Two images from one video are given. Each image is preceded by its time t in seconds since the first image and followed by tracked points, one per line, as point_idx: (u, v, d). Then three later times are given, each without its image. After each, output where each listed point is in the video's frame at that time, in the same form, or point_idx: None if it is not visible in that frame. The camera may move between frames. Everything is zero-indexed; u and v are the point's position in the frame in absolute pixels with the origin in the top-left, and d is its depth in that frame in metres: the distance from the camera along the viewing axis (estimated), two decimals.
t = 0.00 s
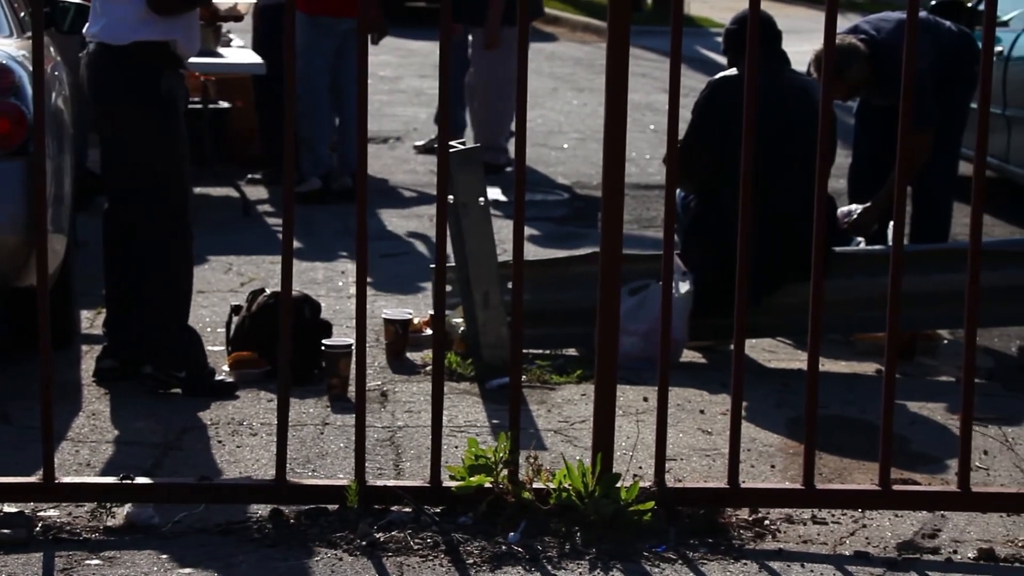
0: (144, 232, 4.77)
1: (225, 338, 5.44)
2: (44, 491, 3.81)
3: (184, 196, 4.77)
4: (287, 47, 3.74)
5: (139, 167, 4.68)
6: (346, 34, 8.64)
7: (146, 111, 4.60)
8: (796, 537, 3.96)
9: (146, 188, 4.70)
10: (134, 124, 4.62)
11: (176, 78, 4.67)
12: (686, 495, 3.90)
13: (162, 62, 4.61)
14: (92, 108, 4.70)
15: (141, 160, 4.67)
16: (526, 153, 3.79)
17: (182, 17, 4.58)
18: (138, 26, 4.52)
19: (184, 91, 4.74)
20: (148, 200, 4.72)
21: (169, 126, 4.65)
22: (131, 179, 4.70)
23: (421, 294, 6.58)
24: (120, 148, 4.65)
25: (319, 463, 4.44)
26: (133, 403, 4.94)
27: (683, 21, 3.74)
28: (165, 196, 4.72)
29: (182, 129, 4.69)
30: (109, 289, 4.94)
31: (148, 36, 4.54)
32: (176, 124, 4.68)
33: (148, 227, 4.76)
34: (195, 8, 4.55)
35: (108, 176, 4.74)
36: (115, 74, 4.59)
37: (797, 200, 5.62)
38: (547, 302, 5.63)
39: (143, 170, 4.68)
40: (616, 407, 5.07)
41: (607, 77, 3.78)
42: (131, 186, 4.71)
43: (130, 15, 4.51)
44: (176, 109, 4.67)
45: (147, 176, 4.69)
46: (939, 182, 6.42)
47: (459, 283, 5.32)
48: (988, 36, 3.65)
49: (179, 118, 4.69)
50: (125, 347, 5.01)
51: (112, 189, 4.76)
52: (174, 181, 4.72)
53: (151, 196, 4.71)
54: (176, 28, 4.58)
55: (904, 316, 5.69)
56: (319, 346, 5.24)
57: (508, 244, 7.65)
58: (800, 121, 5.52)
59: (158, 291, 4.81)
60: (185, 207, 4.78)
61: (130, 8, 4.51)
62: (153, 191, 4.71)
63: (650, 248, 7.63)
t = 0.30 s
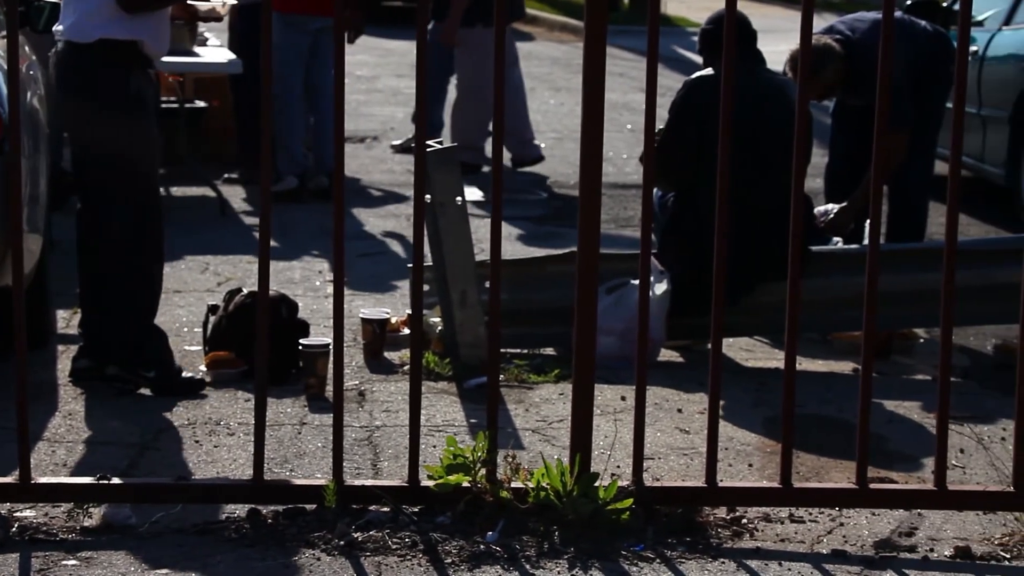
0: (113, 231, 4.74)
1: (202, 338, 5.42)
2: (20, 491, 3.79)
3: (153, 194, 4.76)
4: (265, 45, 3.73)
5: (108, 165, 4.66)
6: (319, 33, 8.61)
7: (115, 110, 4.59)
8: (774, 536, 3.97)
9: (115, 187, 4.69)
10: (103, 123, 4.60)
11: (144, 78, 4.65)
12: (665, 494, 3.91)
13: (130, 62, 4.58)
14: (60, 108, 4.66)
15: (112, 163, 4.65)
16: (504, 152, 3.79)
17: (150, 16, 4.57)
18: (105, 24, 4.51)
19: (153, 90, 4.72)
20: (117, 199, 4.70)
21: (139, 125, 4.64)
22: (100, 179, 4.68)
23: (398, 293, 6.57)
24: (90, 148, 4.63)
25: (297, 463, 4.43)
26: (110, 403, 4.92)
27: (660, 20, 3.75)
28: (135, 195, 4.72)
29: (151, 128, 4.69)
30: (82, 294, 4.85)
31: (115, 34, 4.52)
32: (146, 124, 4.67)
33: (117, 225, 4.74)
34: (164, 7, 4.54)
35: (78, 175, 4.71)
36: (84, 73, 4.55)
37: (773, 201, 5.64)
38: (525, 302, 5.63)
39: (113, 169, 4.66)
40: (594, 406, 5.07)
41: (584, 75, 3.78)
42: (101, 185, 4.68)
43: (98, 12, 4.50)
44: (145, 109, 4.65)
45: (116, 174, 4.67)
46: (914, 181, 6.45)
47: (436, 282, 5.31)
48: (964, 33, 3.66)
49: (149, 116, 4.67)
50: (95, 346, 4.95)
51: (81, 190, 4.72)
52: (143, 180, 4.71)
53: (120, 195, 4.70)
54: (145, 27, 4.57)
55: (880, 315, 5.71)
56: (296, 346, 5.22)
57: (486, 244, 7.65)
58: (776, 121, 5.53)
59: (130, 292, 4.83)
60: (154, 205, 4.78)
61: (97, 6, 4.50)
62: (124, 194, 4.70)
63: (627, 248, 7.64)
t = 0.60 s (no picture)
0: (88, 233, 4.69)
1: (187, 339, 5.42)
2: (3, 492, 3.79)
3: (134, 197, 4.74)
4: (250, 46, 3.73)
5: (87, 167, 4.63)
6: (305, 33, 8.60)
7: (96, 110, 4.57)
8: (758, 535, 3.98)
9: (94, 189, 4.65)
10: (84, 123, 4.58)
11: (128, 80, 4.64)
12: (650, 494, 3.92)
13: (113, 63, 4.57)
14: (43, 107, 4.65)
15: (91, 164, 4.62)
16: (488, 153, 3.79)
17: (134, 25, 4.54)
18: (88, 29, 4.48)
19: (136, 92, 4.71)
20: (95, 201, 4.67)
21: (120, 126, 4.62)
22: (80, 180, 4.65)
23: (383, 292, 6.57)
24: (71, 148, 4.61)
25: (282, 463, 4.43)
26: (94, 404, 4.91)
27: (645, 21, 3.75)
28: (113, 197, 4.68)
29: (132, 129, 4.67)
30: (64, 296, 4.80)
31: (98, 39, 4.49)
32: (127, 125, 4.65)
33: (93, 228, 4.69)
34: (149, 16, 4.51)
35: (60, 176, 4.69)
36: (68, 74, 4.55)
37: (758, 201, 5.65)
38: (510, 302, 5.63)
39: (92, 170, 4.63)
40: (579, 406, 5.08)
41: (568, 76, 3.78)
42: (81, 186, 4.66)
43: (82, 18, 4.47)
44: (127, 110, 4.64)
45: (95, 175, 4.64)
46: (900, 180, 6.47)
47: (421, 282, 5.31)
48: (946, 32, 3.67)
49: (130, 117, 4.66)
50: (74, 355, 4.87)
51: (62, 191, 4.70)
52: (123, 182, 4.68)
53: (98, 197, 4.67)
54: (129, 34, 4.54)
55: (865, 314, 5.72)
56: (281, 347, 5.22)
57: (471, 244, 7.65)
58: (761, 122, 5.54)
59: (106, 292, 4.78)
60: (133, 208, 4.75)
61: (82, 12, 4.47)
62: (103, 196, 4.67)
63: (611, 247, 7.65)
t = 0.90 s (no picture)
0: (64, 234, 4.67)
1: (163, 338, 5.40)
2: None
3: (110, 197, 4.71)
4: (225, 45, 3.72)
5: (63, 166, 4.60)
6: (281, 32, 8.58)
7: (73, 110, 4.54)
8: (734, 534, 3.99)
9: (71, 189, 4.62)
10: (61, 122, 4.55)
11: (105, 80, 4.61)
12: (627, 492, 3.92)
13: (89, 63, 4.55)
14: (19, 106, 4.62)
15: (67, 162, 4.60)
16: (465, 151, 3.78)
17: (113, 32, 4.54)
18: (68, 36, 4.47)
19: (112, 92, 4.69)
20: (71, 201, 4.64)
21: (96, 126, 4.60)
22: (55, 179, 4.62)
23: (359, 292, 6.56)
24: (47, 147, 4.58)
25: (258, 462, 4.41)
26: (69, 404, 4.89)
27: (620, 20, 3.75)
28: (90, 197, 4.65)
29: (109, 129, 4.64)
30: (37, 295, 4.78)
31: (77, 46, 4.49)
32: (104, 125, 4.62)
33: (69, 229, 4.66)
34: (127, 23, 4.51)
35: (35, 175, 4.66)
36: (44, 72, 4.52)
37: (733, 200, 5.67)
38: (486, 301, 5.63)
39: (68, 169, 4.60)
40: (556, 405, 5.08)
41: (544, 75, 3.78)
42: (56, 185, 4.62)
43: (61, 25, 4.46)
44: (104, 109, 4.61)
45: (72, 175, 4.61)
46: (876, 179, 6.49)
47: (397, 281, 5.31)
48: (922, 30, 3.68)
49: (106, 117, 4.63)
50: (48, 357, 4.86)
51: (37, 190, 4.66)
52: (99, 182, 4.65)
53: (74, 196, 4.63)
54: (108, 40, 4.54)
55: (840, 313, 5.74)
56: (257, 346, 5.21)
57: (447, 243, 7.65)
58: (736, 121, 5.56)
59: (81, 292, 4.75)
60: (109, 209, 4.72)
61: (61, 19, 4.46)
62: (80, 195, 4.64)
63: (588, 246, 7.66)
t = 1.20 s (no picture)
0: (46, 233, 4.64)
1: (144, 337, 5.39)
2: None
3: (91, 196, 4.68)
4: (206, 43, 3.70)
5: (45, 165, 4.58)
6: (262, 30, 8.56)
7: (55, 109, 4.53)
8: (716, 532, 4.00)
9: (51, 189, 4.60)
10: (43, 121, 4.54)
11: (86, 79, 4.60)
12: (609, 491, 3.92)
13: (71, 64, 4.55)
14: None
15: (50, 163, 4.58)
16: (446, 150, 3.77)
17: (96, 34, 4.54)
18: (52, 39, 4.46)
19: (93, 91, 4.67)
20: (53, 200, 4.61)
21: (78, 125, 4.58)
22: (36, 180, 4.59)
23: (340, 290, 6.55)
24: (28, 146, 4.56)
25: (239, 462, 4.40)
26: (48, 403, 4.87)
27: (602, 19, 3.75)
28: (72, 196, 4.63)
29: (90, 128, 4.63)
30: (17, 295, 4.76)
31: (62, 50, 4.48)
32: (86, 123, 4.61)
33: (50, 228, 4.64)
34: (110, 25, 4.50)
35: (16, 175, 4.63)
36: (25, 73, 4.51)
37: (715, 198, 5.68)
38: (468, 300, 5.63)
39: (50, 168, 4.58)
40: (538, 404, 5.08)
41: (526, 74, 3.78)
42: (37, 185, 4.60)
43: (45, 28, 4.45)
44: (85, 108, 4.60)
45: (53, 174, 4.59)
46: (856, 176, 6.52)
47: (379, 280, 5.30)
48: (902, 29, 3.70)
49: (87, 117, 4.62)
50: (27, 355, 4.83)
51: (18, 191, 4.64)
52: (81, 181, 4.64)
53: (56, 196, 4.61)
54: (93, 43, 4.55)
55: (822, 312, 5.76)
56: (239, 345, 5.20)
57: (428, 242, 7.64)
58: (718, 121, 5.57)
59: (59, 293, 4.73)
60: (91, 208, 4.70)
61: (44, 22, 4.45)
62: (63, 195, 4.61)
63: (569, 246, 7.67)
